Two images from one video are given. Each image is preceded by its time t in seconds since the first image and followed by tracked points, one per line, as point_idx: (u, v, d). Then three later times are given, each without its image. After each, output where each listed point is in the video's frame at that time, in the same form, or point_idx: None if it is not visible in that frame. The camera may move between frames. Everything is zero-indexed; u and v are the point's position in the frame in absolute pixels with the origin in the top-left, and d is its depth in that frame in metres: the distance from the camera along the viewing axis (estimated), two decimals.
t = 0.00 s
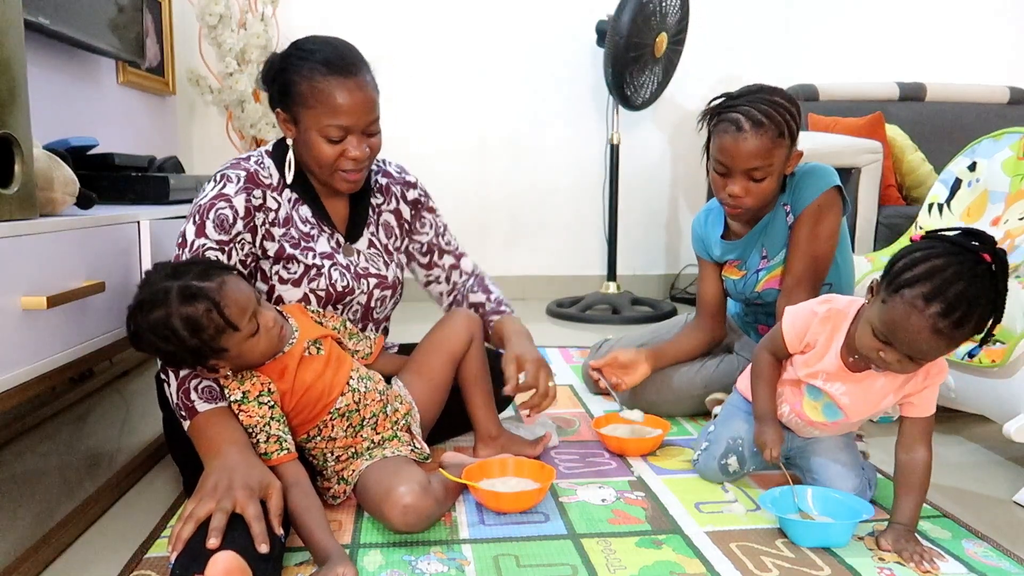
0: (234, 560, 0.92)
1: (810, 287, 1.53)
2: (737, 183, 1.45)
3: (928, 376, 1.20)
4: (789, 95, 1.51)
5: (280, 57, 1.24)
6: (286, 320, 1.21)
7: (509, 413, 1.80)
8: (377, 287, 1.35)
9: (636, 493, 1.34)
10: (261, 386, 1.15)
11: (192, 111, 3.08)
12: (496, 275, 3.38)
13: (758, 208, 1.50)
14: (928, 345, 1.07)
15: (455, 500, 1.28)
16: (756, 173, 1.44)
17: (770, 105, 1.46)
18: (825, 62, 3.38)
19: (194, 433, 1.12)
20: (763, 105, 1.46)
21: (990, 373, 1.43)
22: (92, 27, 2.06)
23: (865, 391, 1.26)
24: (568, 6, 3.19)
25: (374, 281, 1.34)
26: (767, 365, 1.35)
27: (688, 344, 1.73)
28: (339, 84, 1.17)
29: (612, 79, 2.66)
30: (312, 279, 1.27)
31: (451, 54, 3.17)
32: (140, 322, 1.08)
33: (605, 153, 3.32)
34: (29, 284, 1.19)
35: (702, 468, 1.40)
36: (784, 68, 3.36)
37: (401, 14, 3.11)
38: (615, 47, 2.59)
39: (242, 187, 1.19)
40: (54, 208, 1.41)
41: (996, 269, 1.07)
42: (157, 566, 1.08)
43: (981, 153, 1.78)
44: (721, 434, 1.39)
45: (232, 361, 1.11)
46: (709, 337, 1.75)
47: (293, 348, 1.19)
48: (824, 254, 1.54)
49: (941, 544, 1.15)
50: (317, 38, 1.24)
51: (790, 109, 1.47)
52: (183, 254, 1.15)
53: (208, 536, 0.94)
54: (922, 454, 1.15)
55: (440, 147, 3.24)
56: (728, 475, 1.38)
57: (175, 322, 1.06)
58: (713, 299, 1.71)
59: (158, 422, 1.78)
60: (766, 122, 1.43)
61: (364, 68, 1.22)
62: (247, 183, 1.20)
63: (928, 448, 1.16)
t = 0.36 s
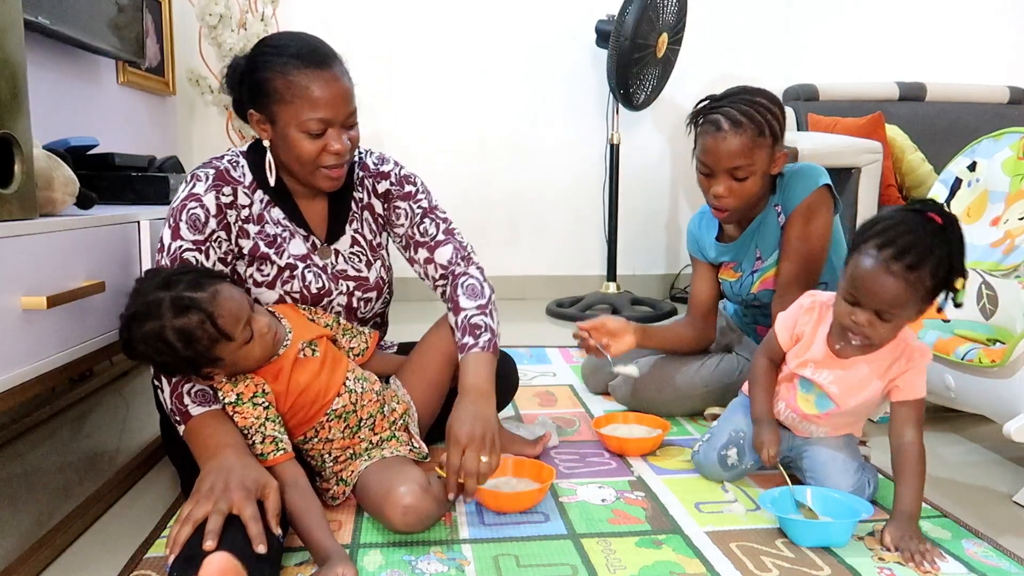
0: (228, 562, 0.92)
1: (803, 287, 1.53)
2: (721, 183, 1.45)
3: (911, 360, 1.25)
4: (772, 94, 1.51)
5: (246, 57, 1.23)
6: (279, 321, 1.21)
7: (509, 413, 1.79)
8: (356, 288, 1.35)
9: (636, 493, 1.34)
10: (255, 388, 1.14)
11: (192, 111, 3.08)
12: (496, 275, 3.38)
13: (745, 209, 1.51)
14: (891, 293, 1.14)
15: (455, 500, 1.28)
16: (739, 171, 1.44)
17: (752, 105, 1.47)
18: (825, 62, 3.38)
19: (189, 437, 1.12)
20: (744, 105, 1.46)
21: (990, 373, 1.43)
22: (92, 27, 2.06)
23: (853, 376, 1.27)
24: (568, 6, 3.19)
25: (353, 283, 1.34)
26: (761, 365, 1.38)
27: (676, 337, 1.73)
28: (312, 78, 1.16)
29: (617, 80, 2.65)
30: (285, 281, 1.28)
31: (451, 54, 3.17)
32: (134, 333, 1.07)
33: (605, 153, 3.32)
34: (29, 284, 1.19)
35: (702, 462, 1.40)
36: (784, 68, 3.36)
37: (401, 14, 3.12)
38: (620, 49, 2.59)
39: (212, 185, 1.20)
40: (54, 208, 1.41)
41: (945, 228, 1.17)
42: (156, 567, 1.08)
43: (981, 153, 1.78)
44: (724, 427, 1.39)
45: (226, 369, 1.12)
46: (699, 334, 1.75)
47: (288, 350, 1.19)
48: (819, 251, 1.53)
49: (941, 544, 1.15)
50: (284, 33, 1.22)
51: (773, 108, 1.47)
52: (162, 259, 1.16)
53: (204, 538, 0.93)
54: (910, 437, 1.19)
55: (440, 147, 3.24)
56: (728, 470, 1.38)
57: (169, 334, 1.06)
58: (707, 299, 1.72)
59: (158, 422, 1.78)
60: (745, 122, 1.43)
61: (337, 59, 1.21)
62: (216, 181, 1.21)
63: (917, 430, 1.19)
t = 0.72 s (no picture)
0: (225, 563, 0.92)
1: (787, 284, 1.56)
2: (696, 181, 1.46)
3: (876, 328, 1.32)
4: (745, 95, 1.53)
5: (230, 58, 1.21)
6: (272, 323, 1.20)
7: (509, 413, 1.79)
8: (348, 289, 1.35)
9: (636, 493, 1.34)
10: (251, 387, 1.15)
11: (192, 111, 3.08)
12: (496, 275, 3.38)
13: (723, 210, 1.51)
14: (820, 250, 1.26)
15: (456, 500, 1.28)
16: (711, 169, 1.45)
17: (725, 104, 1.49)
18: (825, 62, 3.38)
19: (186, 440, 1.12)
20: (717, 105, 1.49)
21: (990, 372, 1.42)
22: (91, 27, 2.06)
23: (828, 354, 1.33)
24: (568, 6, 3.19)
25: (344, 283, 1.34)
26: (746, 368, 1.43)
27: (654, 328, 1.69)
28: (295, 86, 1.15)
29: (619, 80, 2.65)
30: (274, 287, 1.28)
31: (451, 55, 3.17)
32: (128, 338, 1.08)
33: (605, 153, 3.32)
34: (29, 284, 1.19)
35: (701, 463, 1.40)
36: (784, 68, 3.35)
37: (401, 14, 3.12)
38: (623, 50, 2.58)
39: (197, 190, 1.20)
40: (54, 208, 1.41)
41: (863, 187, 1.30)
42: (156, 567, 1.08)
43: (981, 153, 1.78)
44: (722, 429, 1.41)
45: (222, 368, 1.12)
46: (676, 328, 1.72)
47: (283, 351, 1.19)
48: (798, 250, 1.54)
49: (941, 544, 1.15)
50: (269, 39, 1.22)
51: (746, 108, 1.49)
52: (151, 266, 1.17)
53: (204, 540, 0.93)
54: (892, 404, 1.27)
55: (440, 147, 3.24)
56: (728, 471, 1.38)
57: (163, 335, 1.06)
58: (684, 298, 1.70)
59: (157, 422, 1.78)
60: (717, 120, 1.45)
61: (322, 67, 1.20)
62: (201, 186, 1.21)
63: (896, 398, 1.27)
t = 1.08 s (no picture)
0: (225, 563, 0.92)
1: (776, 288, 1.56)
2: (675, 190, 1.45)
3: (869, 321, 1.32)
4: (720, 96, 1.53)
5: (232, 56, 1.21)
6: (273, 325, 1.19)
7: (510, 413, 1.79)
8: (349, 287, 1.34)
9: (636, 493, 1.34)
10: (252, 387, 1.14)
11: (192, 111, 3.08)
12: (496, 275, 3.38)
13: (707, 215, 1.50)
14: (807, 241, 1.29)
15: (456, 500, 1.28)
16: (689, 175, 1.44)
17: (699, 109, 1.48)
18: (825, 62, 3.38)
19: (187, 440, 1.12)
20: (691, 109, 1.48)
21: (990, 372, 1.42)
22: (92, 27, 2.06)
23: (826, 352, 1.33)
24: (568, 6, 3.19)
25: (346, 281, 1.33)
26: (742, 372, 1.43)
27: (637, 318, 1.65)
28: (296, 85, 1.15)
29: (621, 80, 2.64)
30: (275, 284, 1.28)
31: (451, 55, 3.17)
32: (133, 337, 1.07)
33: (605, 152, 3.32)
34: (29, 284, 1.19)
35: (699, 462, 1.41)
36: (784, 68, 3.35)
37: (401, 14, 3.12)
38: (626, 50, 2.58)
39: (198, 190, 1.20)
40: (54, 208, 1.41)
41: (849, 187, 1.32)
42: (156, 566, 1.08)
43: (981, 153, 1.77)
44: (722, 428, 1.42)
45: (226, 371, 1.11)
46: (653, 318, 1.69)
47: (283, 353, 1.19)
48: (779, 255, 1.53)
49: (941, 545, 1.15)
50: (270, 38, 1.21)
51: (720, 110, 1.49)
52: (152, 265, 1.16)
53: (203, 540, 0.93)
54: (881, 399, 1.28)
55: (440, 147, 3.24)
56: (727, 469, 1.38)
57: (170, 337, 1.06)
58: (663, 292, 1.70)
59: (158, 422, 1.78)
60: (691, 125, 1.44)
61: (322, 66, 1.20)
62: (203, 186, 1.21)
63: (883, 394, 1.29)
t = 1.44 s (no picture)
0: (226, 563, 0.92)
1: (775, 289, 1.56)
2: (666, 190, 1.45)
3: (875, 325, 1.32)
4: (710, 95, 1.53)
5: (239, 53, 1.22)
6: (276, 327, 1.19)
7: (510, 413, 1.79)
8: (352, 285, 1.34)
9: (636, 493, 1.34)
10: (253, 387, 1.14)
11: (192, 111, 3.08)
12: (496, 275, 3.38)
13: (702, 216, 1.49)
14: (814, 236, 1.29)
15: (456, 500, 1.28)
16: (679, 173, 1.44)
17: (690, 109, 1.49)
18: (825, 62, 3.38)
19: (188, 438, 1.12)
20: (681, 109, 1.48)
21: (990, 372, 1.43)
22: (92, 27, 2.06)
23: (829, 352, 1.33)
24: (568, 7, 3.19)
25: (348, 280, 1.33)
26: (742, 368, 1.43)
27: (625, 315, 1.64)
28: (299, 83, 1.15)
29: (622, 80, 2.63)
30: (278, 282, 1.27)
31: (451, 55, 3.17)
32: (136, 333, 1.07)
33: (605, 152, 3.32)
34: (29, 284, 1.19)
35: (700, 462, 1.40)
36: (784, 68, 3.35)
37: (401, 14, 3.12)
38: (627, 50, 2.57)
39: (203, 189, 1.21)
40: (54, 208, 1.41)
41: (871, 190, 1.32)
42: (156, 566, 1.08)
43: (981, 153, 1.77)
44: (722, 428, 1.43)
45: (227, 370, 1.11)
46: (640, 314, 1.68)
47: (284, 355, 1.20)
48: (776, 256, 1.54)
49: (941, 545, 1.15)
50: (274, 37, 1.21)
51: (711, 110, 1.49)
52: (155, 263, 1.17)
53: (203, 540, 0.93)
54: (879, 402, 1.27)
55: (440, 147, 3.24)
56: (728, 469, 1.38)
57: (173, 334, 1.06)
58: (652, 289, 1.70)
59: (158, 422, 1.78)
60: (681, 124, 1.44)
61: (325, 67, 1.20)
62: (207, 184, 1.22)
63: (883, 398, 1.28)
